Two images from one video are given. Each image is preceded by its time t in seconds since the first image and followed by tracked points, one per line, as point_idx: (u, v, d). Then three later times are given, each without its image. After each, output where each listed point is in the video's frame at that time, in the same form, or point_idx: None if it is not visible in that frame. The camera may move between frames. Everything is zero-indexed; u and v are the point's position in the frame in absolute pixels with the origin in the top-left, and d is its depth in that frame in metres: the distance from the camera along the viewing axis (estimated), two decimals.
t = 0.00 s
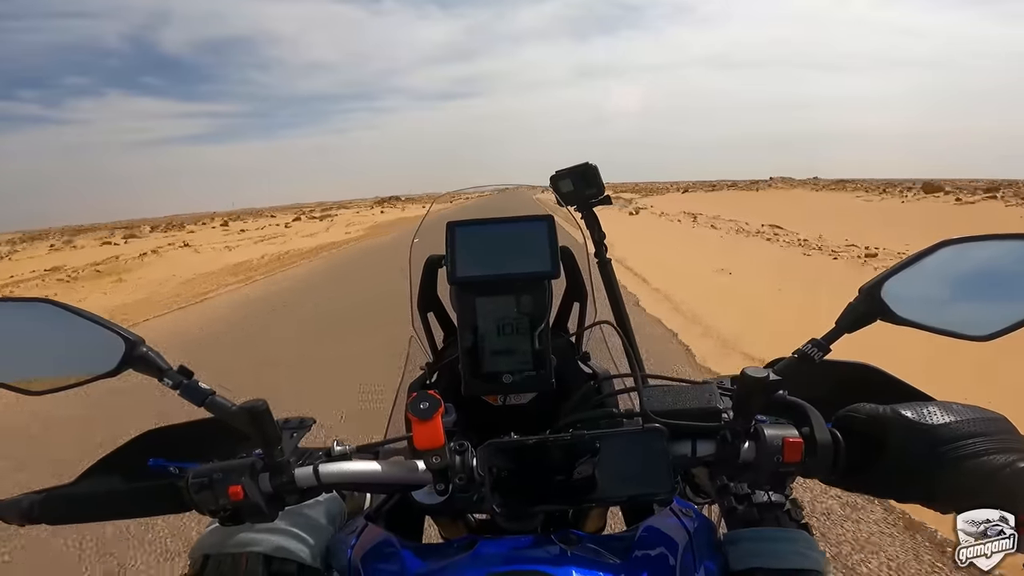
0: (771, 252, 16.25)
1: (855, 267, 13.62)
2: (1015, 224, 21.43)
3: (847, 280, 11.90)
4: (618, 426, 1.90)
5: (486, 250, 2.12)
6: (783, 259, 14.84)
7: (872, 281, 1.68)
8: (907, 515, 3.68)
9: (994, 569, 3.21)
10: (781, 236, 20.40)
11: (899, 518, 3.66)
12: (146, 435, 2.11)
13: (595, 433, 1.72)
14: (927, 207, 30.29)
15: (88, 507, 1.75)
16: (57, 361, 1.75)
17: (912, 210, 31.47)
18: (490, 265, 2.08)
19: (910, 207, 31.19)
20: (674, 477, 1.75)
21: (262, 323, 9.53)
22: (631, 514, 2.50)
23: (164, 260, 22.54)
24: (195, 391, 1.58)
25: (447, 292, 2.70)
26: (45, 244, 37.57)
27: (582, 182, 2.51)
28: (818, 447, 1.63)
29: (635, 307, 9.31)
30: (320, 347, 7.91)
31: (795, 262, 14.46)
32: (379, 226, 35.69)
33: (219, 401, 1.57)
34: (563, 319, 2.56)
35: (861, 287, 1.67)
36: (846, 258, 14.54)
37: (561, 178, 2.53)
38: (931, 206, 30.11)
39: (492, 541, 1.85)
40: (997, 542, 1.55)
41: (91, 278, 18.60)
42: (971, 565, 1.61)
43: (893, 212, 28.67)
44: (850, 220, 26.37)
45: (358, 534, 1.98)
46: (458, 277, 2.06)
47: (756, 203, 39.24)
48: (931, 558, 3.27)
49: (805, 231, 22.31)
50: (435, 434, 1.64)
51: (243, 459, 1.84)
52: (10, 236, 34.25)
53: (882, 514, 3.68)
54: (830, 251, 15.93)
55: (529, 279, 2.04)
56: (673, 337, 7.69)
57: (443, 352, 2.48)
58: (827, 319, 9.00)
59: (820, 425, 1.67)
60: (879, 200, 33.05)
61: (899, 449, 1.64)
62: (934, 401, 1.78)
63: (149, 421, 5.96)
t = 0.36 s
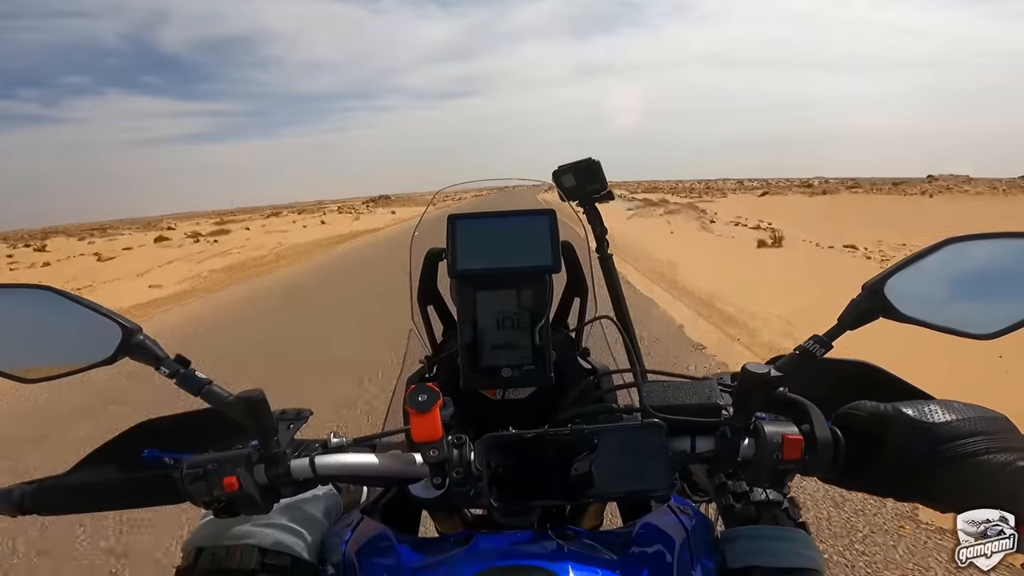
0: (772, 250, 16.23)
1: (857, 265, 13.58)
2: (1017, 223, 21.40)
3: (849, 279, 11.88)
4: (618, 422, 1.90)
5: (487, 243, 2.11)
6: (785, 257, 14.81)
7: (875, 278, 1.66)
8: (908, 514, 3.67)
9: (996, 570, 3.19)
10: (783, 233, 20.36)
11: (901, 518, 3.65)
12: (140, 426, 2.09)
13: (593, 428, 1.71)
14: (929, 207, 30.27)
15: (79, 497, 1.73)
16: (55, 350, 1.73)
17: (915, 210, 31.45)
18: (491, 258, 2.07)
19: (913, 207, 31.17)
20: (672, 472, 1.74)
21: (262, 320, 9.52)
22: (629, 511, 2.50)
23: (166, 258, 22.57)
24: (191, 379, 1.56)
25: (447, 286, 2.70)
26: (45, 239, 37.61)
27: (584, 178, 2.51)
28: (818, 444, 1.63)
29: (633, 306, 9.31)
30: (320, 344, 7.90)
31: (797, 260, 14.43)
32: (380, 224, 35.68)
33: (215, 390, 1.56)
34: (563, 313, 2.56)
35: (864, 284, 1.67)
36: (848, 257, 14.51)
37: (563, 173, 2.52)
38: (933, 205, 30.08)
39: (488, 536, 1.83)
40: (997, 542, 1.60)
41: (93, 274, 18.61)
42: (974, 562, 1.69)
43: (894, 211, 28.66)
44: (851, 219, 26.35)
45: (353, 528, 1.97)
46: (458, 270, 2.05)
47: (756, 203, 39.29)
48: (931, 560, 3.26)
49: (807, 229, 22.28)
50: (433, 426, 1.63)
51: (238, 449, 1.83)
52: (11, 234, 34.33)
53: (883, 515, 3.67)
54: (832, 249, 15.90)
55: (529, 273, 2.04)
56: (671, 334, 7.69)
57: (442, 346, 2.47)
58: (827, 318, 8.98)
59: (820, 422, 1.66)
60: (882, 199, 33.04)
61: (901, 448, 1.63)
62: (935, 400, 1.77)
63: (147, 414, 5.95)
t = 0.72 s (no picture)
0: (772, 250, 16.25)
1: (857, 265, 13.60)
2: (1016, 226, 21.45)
3: (849, 281, 11.90)
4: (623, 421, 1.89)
5: (494, 242, 2.10)
6: (784, 258, 14.83)
7: (885, 281, 1.67)
8: (908, 514, 3.68)
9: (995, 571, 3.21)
10: (783, 233, 20.39)
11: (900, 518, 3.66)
12: (141, 423, 2.08)
13: (596, 429, 1.70)
14: (930, 210, 30.23)
15: (81, 493, 1.71)
16: (65, 343, 1.73)
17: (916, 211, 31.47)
18: (497, 256, 2.06)
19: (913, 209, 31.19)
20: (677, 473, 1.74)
21: (263, 320, 9.50)
22: (629, 511, 2.50)
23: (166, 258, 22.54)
24: (197, 374, 1.56)
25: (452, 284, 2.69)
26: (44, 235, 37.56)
27: (592, 178, 2.51)
28: (824, 447, 1.63)
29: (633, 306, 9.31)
30: (322, 344, 7.90)
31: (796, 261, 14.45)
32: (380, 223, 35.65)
33: (221, 385, 1.55)
34: (568, 313, 2.57)
35: (874, 287, 1.66)
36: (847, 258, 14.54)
37: (570, 173, 2.52)
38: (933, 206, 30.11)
39: (492, 535, 1.82)
40: (998, 542, 1.62)
41: (94, 273, 18.55)
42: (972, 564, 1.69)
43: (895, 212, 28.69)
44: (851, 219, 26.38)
45: (355, 527, 1.96)
46: (464, 268, 2.04)
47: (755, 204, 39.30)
48: (935, 560, 3.26)
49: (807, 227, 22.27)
50: (440, 424, 1.62)
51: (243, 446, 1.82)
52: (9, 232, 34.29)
53: (883, 516, 3.68)
54: (831, 250, 15.93)
55: (536, 272, 2.04)
56: (672, 334, 7.69)
57: (446, 344, 2.47)
58: (826, 319, 9.01)
59: (826, 425, 1.67)
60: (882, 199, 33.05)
61: (907, 452, 1.63)
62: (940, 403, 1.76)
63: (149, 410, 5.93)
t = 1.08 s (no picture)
0: (776, 250, 16.23)
1: (861, 265, 13.56)
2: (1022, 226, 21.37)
3: (853, 281, 11.86)
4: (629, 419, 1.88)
5: (500, 237, 2.09)
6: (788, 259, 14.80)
7: (896, 279, 1.66)
8: (911, 515, 3.68)
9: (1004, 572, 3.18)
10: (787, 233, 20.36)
11: (907, 521, 3.63)
12: (141, 414, 2.05)
13: (600, 425, 1.67)
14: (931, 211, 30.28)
15: (81, 485, 1.69)
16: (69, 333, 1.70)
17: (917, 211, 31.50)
18: (503, 251, 2.05)
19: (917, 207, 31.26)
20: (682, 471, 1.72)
21: (266, 317, 9.51)
22: (631, 509, 2.49)
23: (173, 255, 22.62)
24: (201, 364, 1.54)
25: (457, 279, 2.69)
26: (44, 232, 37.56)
27: (600, 174, 2.49)
28: (831, 446, 1.62)
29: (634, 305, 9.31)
30: (323, 341, 7.89)
31: (800, 261, 14.43)
32: (382, 221, 35.66)
33: (225, 376, 1.53)
34: (573, 310, 2.56)
35: (885, 287, 1.66)
36: (851, 258, 14.50)
37: (578, 169, 2.51)
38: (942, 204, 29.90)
39: (495, 532, 1.80)
40: (998, 542, 1.60)
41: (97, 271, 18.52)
42: (971, 564, 1.69)
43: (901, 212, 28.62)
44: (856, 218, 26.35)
45: (355, 522, 1.94)
46: (470, 262, 2.04)
47: (756, 205, 39.32)
48: (936, 561, 3.26)
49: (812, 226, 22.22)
50: (444, 418, 1.61)
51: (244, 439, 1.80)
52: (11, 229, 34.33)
53: (888, 518, 3.66)
54: (835, 250, 15.89)
55: (542, 267, 2.02)
56: (673, 333, 7.68)
57: (450, 339, 2.46)
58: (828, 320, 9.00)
59: (834, 425, 1.66)
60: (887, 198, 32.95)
61: (914, 451, 1.62)
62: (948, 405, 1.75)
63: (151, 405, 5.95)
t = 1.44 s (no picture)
0: (779, 252, 16.28)
1: (865, 267, 13.58)
2: None
3: (856, 283, 11.88)
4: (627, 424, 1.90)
5: (501, 242, 2.12)
6: (791, 261, 14.85)
7: (892, 289, 1.67)
8: (910, 520, 3.70)
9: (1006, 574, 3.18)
10: (792, 234, 20.41)
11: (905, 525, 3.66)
12: (144, 416, 2.08)
13: (598, 430, 1.69)
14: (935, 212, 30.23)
15: (86, 486, 1.72)
16: (74, 338, 1.73)
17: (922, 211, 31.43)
18: (504, 257, 2.08)
19: (922, 208, 31.21)
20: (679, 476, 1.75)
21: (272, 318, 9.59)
22: (630, 513, 2.51)
23: (183, 256, 22.89)
24: (205, 369, 1.56)
25: (459, 283, 2.71)
26: (51, 231, 37.77)
27: (600, 180, 2.51)
28: (826, 452, 1.64)
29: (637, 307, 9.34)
30: (328, 342, 7.94)
31: (804, 263, 14.46)
32: (387, 221, 35.74)
33: (229, 380, 1.56)
34: (573, 315, 2.59)
35: (881, 296, 1.67)
36: (854, 259, 14.52)
37: (579, 174, 2.53)
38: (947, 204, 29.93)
39: (494, 535, 1.82)
40: (997, 542, 1.51)
41: (105, 271, 18.66)
42: (969, 566, 1.55)
43: (905, 212, 28.66)
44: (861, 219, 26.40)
45: (356, 524, 1.96)
46: (471, 268, 2.06)
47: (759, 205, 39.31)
48: (935, 565, 3.28)
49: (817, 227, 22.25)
50: (444, 423, 1.63)
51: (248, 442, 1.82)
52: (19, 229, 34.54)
53: (885, 522, 3.68)
54: (839, 252, 15.93)
55: (542, 273, 2.05)
56: (675, 335, 7.72)
57: (451, 343, 2.49)
58: (831, 322, 9.01)
59: (829, 431, 1.67)
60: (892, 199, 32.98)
61: (908, 458, 1.64)
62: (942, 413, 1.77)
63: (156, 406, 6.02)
